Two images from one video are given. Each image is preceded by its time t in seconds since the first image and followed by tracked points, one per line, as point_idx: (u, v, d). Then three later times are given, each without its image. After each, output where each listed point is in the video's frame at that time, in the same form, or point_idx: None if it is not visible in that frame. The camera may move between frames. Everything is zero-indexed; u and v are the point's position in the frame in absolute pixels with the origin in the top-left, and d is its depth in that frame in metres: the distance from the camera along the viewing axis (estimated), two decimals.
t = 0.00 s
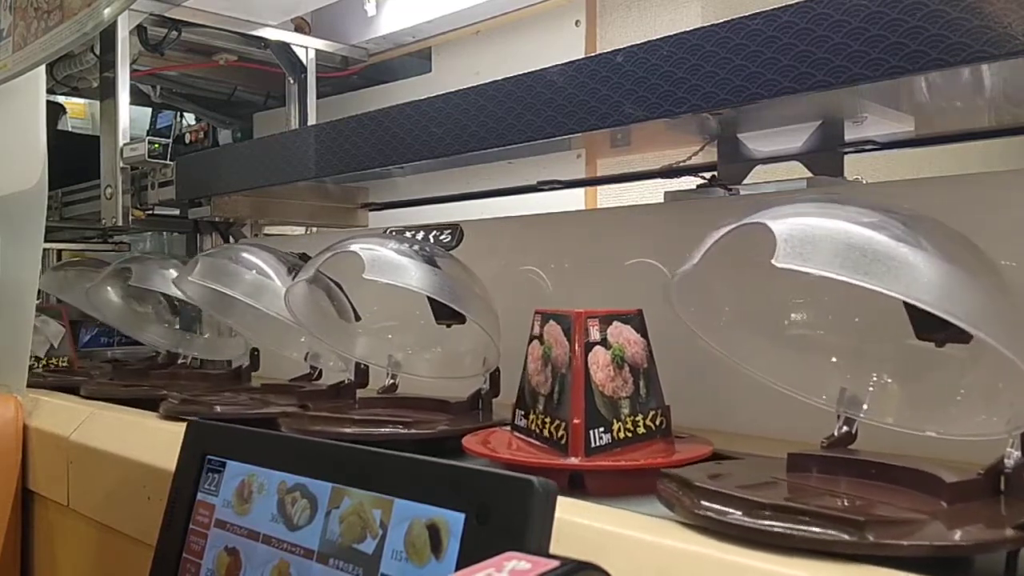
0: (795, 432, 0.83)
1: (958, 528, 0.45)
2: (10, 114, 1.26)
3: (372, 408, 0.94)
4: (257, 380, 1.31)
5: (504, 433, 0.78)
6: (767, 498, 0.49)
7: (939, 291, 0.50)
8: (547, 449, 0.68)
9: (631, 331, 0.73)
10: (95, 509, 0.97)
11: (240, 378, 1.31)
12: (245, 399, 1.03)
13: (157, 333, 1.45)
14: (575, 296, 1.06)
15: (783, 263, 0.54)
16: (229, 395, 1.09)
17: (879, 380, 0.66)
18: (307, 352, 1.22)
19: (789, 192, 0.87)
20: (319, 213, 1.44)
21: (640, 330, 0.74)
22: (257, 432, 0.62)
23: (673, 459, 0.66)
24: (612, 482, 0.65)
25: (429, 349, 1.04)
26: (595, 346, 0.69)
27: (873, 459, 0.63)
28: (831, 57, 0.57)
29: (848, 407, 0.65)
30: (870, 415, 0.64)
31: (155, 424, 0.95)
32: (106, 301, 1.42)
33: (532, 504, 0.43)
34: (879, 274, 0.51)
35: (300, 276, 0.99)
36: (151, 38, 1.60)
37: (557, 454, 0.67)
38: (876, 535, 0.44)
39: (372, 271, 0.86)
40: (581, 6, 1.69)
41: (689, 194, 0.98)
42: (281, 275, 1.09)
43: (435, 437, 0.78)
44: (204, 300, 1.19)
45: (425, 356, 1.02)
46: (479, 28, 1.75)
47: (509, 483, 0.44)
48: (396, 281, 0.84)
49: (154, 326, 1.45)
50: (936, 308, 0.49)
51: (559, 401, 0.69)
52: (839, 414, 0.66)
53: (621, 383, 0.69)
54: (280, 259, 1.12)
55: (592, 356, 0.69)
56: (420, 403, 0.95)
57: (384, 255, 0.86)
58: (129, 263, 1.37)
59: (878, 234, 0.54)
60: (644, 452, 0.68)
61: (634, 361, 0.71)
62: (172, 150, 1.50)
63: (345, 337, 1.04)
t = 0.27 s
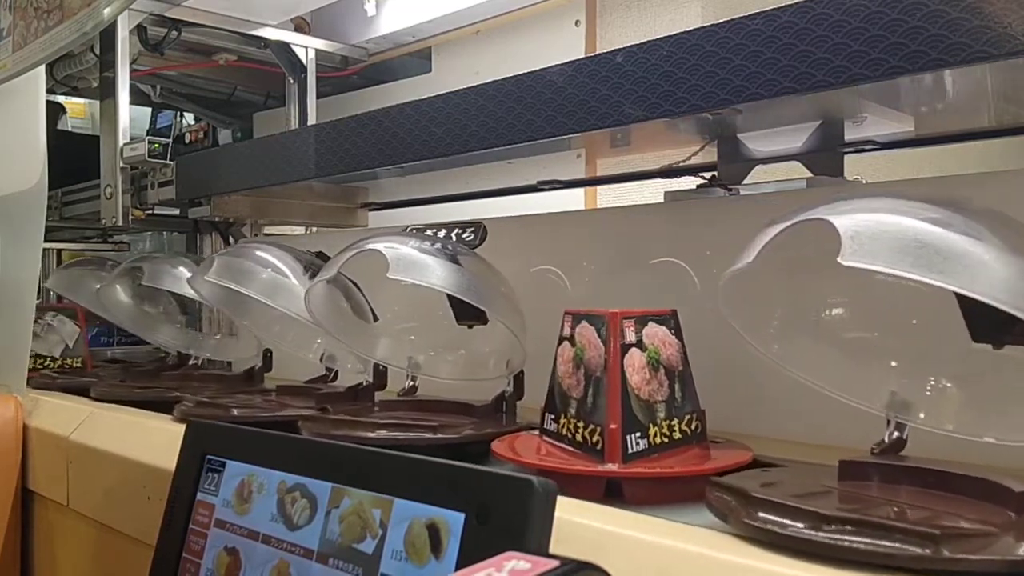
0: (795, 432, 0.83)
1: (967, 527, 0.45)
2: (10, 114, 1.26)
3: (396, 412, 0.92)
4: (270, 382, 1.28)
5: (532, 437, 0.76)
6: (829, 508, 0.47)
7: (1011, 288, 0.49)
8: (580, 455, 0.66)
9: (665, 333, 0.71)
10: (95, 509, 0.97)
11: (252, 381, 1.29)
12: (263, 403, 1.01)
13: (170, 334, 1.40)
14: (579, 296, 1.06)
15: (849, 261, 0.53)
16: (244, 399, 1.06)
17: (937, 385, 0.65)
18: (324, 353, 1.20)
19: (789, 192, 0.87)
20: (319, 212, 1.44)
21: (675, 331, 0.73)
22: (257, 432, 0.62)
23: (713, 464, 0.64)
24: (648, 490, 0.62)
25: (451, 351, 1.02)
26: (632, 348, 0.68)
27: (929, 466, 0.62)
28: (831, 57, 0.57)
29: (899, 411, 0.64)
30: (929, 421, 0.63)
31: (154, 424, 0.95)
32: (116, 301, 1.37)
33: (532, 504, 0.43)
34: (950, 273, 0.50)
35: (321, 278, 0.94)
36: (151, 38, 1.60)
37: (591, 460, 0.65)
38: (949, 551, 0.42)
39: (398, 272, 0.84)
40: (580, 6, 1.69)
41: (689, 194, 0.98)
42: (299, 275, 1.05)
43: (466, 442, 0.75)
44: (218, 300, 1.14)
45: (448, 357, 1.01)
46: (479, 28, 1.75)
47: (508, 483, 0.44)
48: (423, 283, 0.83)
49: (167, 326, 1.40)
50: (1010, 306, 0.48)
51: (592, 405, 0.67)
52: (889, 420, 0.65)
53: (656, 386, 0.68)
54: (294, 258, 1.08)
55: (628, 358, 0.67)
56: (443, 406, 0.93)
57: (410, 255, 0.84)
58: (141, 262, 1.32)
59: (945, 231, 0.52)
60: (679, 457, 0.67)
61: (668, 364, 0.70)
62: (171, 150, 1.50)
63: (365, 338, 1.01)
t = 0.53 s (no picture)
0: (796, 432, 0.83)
1: None
2: (10, 114, 1.26)
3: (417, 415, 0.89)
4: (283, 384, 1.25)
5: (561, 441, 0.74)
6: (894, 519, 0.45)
7: None
8: (615, 461, 0.64)
9: (701, 334, 0.69)
10: (95, 509, 0.97)
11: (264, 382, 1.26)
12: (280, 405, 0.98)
13: (181, 333, 1.39)
14: (579, 296, 1.06)
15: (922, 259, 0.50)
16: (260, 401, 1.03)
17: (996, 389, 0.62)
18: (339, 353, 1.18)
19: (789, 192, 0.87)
20: (319, 212, 1.44)
21: (712, 332, 0.70)
22: (257, 432, 0.62)
23: (755, 471, 0.62)
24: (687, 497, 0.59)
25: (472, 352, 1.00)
26: (669, 350, 0.65)
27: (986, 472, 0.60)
28: (830, 57, 0.57)
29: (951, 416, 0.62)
30: (989, 430, 0.61)
31: (154, 424, 0.95)
32: (126, 300, 1.35)
33: (531, 504, 0.43)
34: None
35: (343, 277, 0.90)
36: (151, 38, 1.61)
37: (628, 466, 0.62)
38: None
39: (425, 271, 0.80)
40: (580, 6, 1.69)
41: (689, 194, 0.98)
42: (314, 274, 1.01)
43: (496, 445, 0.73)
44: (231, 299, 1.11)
45: (471, 360, 0.99)
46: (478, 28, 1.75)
47: (508, 483, 0.44)
48: (450, 282, 0.80)
49: (177, 326, 1.39)
50: None
51: (628, 410, 0.64)
52: (941, 426, 0.62)
53: (693, 390, 0.65)
54: (306, 257, 1.05)
55: (666, 360, 0.64)
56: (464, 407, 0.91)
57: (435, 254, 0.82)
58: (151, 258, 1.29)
59: None
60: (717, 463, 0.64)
61: (705, 367, 0.67)
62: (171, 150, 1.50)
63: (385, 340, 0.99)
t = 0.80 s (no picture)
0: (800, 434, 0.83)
1: None
2: (10, 114, 1.26)
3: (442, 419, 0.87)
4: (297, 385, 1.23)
5: (593, 447, 0.71)
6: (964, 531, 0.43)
7: None
8: (654, 468, 0.61)
9: (740, 335, 0.66)
10: (95, 509, 0.97)
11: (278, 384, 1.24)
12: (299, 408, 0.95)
13: (192, 334, 1.37)
14: (578, 295, 1.06)
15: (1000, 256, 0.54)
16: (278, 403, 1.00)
17: None
18: (355, 355, 1.16)
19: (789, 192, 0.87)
20: (319, 212, 1.44)
21: (751, 333, 0.67)
22: (257, 432, 0.62)
23: (800, 479, 0.59)
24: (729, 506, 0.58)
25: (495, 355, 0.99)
26: (711, 352, 0.62)
27: None
28: (830, 57, 0.57)
29: (1009, 422, 0.60)
30: None
31: (154, 424, 0.95)
32: (137, 300, 1.33)
33: (531, 504, 0.43)
34: None
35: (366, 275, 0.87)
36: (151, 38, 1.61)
37: (668, 473, 0.60)
38: None
39: (459, 272, 0.80)
40: (580, 6, 1.70)
41: (688, 195, 0.98)
42: (333, 273, 0.99)
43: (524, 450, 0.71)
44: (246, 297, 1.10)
45: (495, 363, 0.98)
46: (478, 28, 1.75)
47: (508, 483, 0.44)
48: (484, 282, 0.79)
49: (188, 326, 1.37)
50: None
51: (667, 414, 0.61)
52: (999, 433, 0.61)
53: (734, 394, 0.63)
54: (324, 255, 1.02)
55: (708, 362, 0.61)
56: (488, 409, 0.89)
57: (460, 252, 0.81)
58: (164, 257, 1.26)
59: None
60: (760, 471, 0.62)
61: (745, 369, 0.65)
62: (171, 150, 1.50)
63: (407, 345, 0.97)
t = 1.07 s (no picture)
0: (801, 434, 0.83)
1: None
2: (10, 114, 1.26)
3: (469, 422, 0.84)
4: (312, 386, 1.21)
5: (626, 454, 0.68)
6: None
7: None
8: (695, 475, 0.59)
9: (783, 337, 0.64)
10: (95, 509, 0.97)
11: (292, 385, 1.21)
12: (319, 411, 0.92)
13: (203, 335, 1.34)
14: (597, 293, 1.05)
15: None
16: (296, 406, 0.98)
17: None
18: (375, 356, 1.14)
19: (788, 192, 0.87)
20: (319, 212, 1.44)
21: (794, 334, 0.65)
22: (257, 432, 0.62)
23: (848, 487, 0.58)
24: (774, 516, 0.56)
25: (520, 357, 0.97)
26: (756, 355, 0.60)
27: None
28: (830, 57, 0.57)
29: None
30: None
31: (155, 424, 0.95)
32: (148, 300, 1.30)
33: (531, 504, 0.43)
34: None
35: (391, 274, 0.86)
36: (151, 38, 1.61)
37: (712, 481, 0.57)
38: None
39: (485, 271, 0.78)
40: (581, 6, 1.70)
41: (688, 195, 0.98)
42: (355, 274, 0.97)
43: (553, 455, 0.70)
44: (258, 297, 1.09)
45: (521, 365, 0.96)
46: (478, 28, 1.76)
47: (508, 483, 0.44)
48: (514, 282, 0.78)
49: (199, 327, 1.34)
50: None
51: (709, 419, 0.59)
52: None
53: (779, 398, 0.60)
54: (344, 254, 1.01)
55: (753, 366, 0.59)
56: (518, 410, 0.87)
57: (488, 251, 0.80)
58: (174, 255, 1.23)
59: None
60: (805, 478, 0.60)
61: (789, 372, 0.62)
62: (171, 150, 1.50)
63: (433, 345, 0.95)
